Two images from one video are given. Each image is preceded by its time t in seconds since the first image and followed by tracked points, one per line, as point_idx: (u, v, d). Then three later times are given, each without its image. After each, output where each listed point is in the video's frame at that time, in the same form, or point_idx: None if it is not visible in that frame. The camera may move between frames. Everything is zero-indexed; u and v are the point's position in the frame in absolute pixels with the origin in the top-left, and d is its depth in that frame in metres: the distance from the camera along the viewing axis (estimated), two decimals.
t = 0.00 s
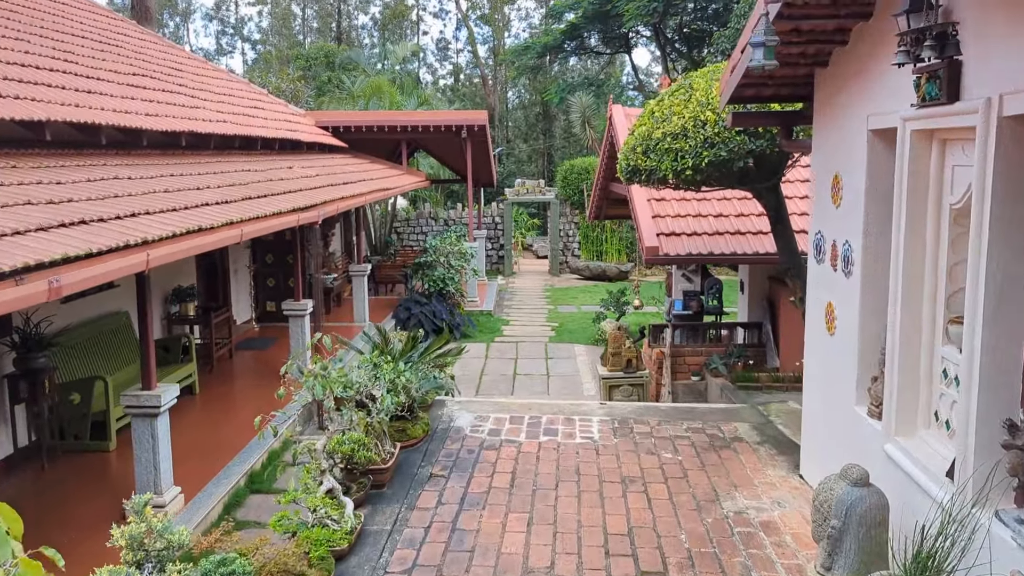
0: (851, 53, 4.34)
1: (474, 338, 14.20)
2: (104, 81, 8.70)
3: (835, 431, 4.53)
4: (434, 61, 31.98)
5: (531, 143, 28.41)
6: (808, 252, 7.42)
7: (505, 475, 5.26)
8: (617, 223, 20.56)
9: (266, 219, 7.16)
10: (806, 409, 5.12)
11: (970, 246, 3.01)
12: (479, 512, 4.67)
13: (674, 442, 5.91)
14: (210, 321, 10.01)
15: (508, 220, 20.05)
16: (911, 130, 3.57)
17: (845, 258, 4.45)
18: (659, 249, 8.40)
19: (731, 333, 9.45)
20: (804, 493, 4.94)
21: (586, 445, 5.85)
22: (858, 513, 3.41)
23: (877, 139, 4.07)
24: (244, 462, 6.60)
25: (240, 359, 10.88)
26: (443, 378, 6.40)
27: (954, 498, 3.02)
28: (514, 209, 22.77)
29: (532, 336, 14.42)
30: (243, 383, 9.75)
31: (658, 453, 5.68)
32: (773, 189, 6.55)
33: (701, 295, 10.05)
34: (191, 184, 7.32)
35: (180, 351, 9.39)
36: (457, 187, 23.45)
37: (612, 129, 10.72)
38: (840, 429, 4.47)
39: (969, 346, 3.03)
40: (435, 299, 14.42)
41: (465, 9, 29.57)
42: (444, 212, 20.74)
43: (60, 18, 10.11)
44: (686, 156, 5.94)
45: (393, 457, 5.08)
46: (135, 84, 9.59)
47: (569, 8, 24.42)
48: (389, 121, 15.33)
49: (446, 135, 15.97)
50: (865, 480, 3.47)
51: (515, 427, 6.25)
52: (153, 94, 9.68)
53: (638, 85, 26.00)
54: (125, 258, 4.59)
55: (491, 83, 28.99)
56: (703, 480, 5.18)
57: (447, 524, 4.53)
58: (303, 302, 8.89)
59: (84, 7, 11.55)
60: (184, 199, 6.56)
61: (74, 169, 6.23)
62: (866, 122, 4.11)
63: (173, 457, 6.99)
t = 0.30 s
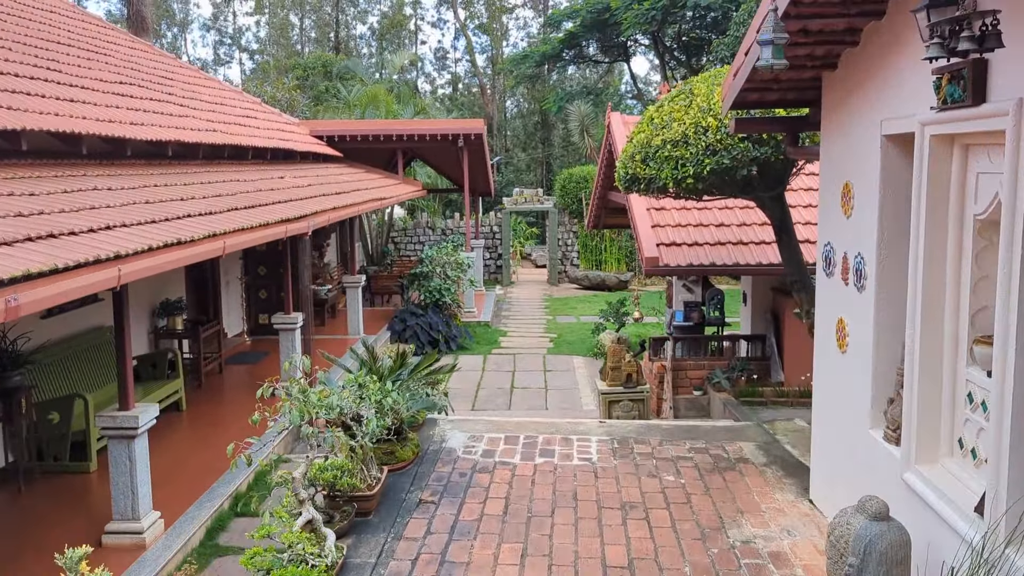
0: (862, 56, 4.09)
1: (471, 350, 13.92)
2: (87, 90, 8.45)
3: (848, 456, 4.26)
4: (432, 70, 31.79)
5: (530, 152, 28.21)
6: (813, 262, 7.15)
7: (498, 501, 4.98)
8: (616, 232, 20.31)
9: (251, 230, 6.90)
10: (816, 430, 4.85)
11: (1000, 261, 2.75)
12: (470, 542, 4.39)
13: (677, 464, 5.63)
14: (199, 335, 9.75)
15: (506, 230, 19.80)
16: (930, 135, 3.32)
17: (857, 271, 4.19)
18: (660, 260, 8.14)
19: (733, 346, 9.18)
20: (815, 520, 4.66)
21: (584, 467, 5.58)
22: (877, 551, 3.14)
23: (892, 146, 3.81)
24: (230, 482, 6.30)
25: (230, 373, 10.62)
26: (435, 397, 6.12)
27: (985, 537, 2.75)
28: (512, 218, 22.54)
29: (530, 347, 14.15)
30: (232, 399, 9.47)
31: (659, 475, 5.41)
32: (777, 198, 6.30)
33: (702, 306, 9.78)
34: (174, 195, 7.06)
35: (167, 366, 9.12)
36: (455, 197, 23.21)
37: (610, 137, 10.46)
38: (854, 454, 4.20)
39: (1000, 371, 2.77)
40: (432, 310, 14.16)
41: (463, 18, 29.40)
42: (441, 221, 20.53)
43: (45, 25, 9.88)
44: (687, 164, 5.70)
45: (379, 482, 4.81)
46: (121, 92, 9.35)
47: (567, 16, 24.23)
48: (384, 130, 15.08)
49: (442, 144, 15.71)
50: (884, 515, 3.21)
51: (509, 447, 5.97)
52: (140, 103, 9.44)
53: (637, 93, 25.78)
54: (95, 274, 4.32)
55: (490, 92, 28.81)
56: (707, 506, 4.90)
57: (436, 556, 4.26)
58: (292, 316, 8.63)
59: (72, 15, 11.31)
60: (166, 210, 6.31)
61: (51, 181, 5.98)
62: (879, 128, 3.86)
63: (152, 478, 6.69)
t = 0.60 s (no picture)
0: (876, 59, 3.87)
1: (467, 361, 13.65)
2: (72, 96, 8.22)
3: (864, 482, 4.01)
4: (429, 78, 31.63)
5: (528, 160, 28.00)
6: (819, 274, 6.91)
7: (492, 527, 4.73)
8: (614, 241, 20.08)
9: (237, 241, 6.66)
10: (827, 452, 4.60)
11: None
12: (461, 573, 4.14)
13: (679, 486, 5.38)
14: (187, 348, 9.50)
15: (504, 239, 19.57)
16: (954, 142, 3.08)
17: (870, 286, 3.95)
18: (659, 271, 7.91)
19: (735, 358, 8.94)
20: (826, 548, 4.41)
21: (582, 489, 5.33)
22: None
23: (909, 153, 3.58)
24: (212, 504, 5.94)
25: (220, 386, 10.36)
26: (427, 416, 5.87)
27: None
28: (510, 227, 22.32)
29: (527, 359, 13.89)
30: (221, 413, 9.21)
31: (660, 498, 5.16)
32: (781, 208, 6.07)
33: (703, 317, 9.53)
34: (158, 204, 6.83)
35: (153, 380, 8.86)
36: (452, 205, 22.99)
37: (608, 144, 10.24)
38: (868, 480, 3.96)
39: None
40: (427, 321, 13.92)
41: (461, 26, 29.25)
42: (438, 230, 20.32)
43: (31, 30, 9.65)
44: (689, 172, 5.48)
45: (366, 508, 4.57)
46: (108, 99, 9.12)
47: (565, 24, 24.07)
48: (379, 138, 14.86)
49: (438, 152, 15.49)
50: (906, 550, 2.97)
51: (504, 468, 5.72)
52: (127, 110, 9.21)
53: (635, 101, 25.58)
54: (64, 288, 4.07)
55: (487, 100, 28.62)
56: (712, 531, 4.65)
57: None
58: (283, 328, 8.38)
59: (60, 20, 11.09)
60: (147, 220, 6.06)
61: (27, 190, 5.74)
62: (895, 134, 3.64)
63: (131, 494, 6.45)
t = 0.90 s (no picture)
0: (884, 55, 3.64)
1: (456, 369, 13.38)
2: (44, 96, 7.91)
3: (874, 506, 3.77)
4: (418, 82, 31.36)
5: (518, 164, 27.76)
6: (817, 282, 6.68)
7: (477, 551, 4.46)
8: (605, 246, 19.87)
9: (213, 247, 6.38)
10: (831, 471, 4.36)
11: None
12: None
13: (674, 505, 5.12)
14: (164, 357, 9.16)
15: (493, 243, 19.33)
16: (975, 143, 2.84)
17: (879, 296, 3.71)
18: (652, 277, 7.65)
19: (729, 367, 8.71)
20: (832, 574, 4.16)
21: (573, 508, 5.07)
22: None
23: (922, 154, 3.35)
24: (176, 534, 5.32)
25: (201, 395, 10.08)
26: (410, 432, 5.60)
27: None
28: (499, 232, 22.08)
29: (517, 366, 13.63)
30: (200, 424, 8.92)
31: (655, 518, 4.91)
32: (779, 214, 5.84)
33: (695, 324, 9.35)
34: (130, 208, 6.54)
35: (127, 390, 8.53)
36: (440, 210, 22.70)
37: (599, 148, 9.99)
38: (878, 503, 3.71)
39: None
40: (415, 327, 13.66)
41: (450, 29, 29.02)
42: (426, 235, 20.08)
43: (4, 28, 9.33)
44: (684, 175, 5.25)
45: (343, 532, 4.27)
46: (83, 100, 8.82)
47: (555, 28, 23.87)
48: (366, 141, 14.58)
49: (427, 156, 15.23)
50: None
51: (491, 485, 5.45)
52: (103, 111, 8.90)
53: (625, 106, 25.40)
54: (19, 297, 3.77)
55: (477, 104, 28.38)
56: (710, 555, 4.40)
57: None
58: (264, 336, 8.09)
59: (36, 19, 10.77)
60: (117, 224, 5.77)
61: None
62: (907, 134, 3.40)
63: (95, 509, 6.15)
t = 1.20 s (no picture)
0: (893, 53, 3.42)
1: (443, 375, 13.10)
2: (14, 94, 7.62)
3: (883, 533, 3.53)
4: (407, 83, 31.08)
5: (507, 166, 27.48)
6: (815, 290, 6.46)
7: None
8: (594, 250, 19.64)
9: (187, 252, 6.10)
10: (835, 492, 4.14)
11: None
12: None
13: (668, 525, 4.88)
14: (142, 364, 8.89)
15: (481, 247, 19.07)
16: (999, 146, 2.61)
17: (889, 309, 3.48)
18: (644, 284, 7.43)
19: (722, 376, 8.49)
20: None
21: (562, 529, 4.82)
22: None
23: (936, 159, 3.12)
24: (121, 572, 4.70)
25: (181, 403, 9.80)
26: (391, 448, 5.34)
27: None
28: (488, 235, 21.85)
29: (505, 372, 13.37)
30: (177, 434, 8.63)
31: (649, 540, 4.66)
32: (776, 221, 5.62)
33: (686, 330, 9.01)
34: (100, 212, 6.26)
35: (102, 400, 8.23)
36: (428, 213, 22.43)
37: (589, 151, 9.76)
38: (888, 530, 3.48)
39: None
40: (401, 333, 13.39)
41: (439, 31, 28.77)
42: (414, 238, 19.85)
43: None
44: (678, 180, 5.04)
45: (318, 558, 4.02)
46: (57, 99, 8.52)
47: (544, 29, 23.64)
48: (352, 143, 14.30)
49: (414, 157, 14.94)
50: None
51: (476, 504, 5.20)
52: (77, 110, 8.60)
53: (615, 108, 25.19)
54: None
55: (466, 106, 28.14)
56: None
57: None
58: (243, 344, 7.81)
59: (11, 15, 10.47)
60: (84, 229, 5.49)
61: None
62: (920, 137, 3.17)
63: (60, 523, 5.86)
